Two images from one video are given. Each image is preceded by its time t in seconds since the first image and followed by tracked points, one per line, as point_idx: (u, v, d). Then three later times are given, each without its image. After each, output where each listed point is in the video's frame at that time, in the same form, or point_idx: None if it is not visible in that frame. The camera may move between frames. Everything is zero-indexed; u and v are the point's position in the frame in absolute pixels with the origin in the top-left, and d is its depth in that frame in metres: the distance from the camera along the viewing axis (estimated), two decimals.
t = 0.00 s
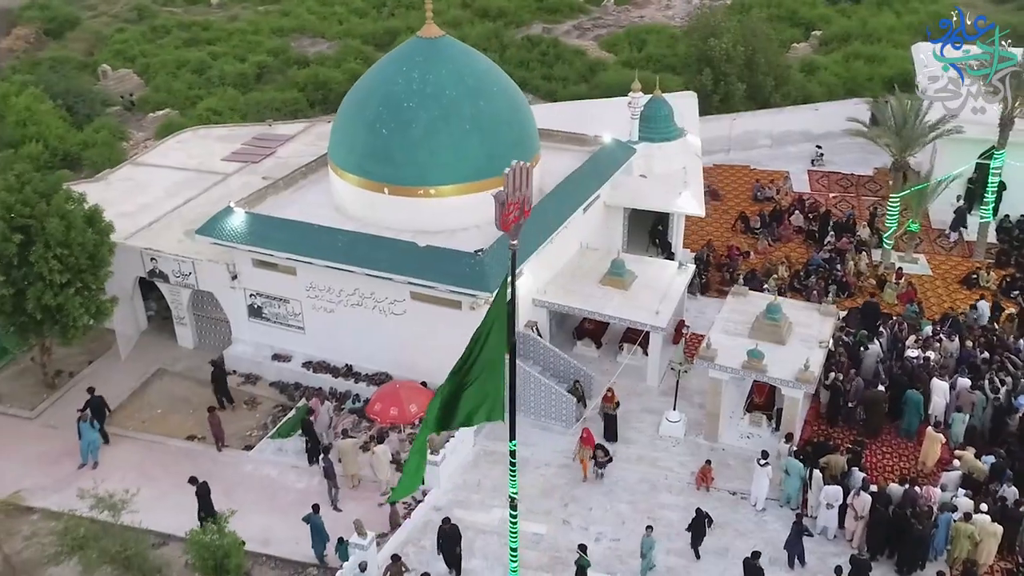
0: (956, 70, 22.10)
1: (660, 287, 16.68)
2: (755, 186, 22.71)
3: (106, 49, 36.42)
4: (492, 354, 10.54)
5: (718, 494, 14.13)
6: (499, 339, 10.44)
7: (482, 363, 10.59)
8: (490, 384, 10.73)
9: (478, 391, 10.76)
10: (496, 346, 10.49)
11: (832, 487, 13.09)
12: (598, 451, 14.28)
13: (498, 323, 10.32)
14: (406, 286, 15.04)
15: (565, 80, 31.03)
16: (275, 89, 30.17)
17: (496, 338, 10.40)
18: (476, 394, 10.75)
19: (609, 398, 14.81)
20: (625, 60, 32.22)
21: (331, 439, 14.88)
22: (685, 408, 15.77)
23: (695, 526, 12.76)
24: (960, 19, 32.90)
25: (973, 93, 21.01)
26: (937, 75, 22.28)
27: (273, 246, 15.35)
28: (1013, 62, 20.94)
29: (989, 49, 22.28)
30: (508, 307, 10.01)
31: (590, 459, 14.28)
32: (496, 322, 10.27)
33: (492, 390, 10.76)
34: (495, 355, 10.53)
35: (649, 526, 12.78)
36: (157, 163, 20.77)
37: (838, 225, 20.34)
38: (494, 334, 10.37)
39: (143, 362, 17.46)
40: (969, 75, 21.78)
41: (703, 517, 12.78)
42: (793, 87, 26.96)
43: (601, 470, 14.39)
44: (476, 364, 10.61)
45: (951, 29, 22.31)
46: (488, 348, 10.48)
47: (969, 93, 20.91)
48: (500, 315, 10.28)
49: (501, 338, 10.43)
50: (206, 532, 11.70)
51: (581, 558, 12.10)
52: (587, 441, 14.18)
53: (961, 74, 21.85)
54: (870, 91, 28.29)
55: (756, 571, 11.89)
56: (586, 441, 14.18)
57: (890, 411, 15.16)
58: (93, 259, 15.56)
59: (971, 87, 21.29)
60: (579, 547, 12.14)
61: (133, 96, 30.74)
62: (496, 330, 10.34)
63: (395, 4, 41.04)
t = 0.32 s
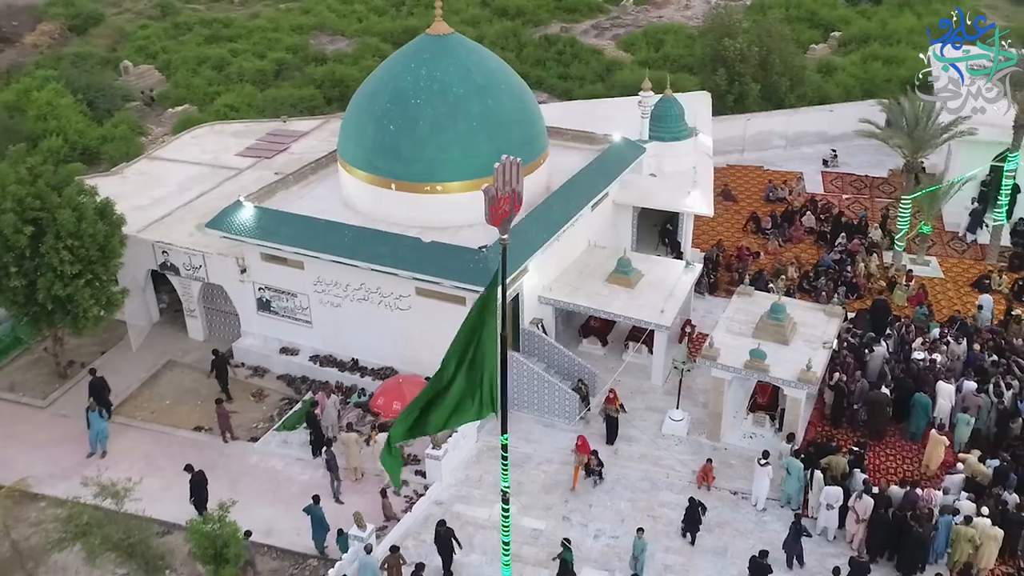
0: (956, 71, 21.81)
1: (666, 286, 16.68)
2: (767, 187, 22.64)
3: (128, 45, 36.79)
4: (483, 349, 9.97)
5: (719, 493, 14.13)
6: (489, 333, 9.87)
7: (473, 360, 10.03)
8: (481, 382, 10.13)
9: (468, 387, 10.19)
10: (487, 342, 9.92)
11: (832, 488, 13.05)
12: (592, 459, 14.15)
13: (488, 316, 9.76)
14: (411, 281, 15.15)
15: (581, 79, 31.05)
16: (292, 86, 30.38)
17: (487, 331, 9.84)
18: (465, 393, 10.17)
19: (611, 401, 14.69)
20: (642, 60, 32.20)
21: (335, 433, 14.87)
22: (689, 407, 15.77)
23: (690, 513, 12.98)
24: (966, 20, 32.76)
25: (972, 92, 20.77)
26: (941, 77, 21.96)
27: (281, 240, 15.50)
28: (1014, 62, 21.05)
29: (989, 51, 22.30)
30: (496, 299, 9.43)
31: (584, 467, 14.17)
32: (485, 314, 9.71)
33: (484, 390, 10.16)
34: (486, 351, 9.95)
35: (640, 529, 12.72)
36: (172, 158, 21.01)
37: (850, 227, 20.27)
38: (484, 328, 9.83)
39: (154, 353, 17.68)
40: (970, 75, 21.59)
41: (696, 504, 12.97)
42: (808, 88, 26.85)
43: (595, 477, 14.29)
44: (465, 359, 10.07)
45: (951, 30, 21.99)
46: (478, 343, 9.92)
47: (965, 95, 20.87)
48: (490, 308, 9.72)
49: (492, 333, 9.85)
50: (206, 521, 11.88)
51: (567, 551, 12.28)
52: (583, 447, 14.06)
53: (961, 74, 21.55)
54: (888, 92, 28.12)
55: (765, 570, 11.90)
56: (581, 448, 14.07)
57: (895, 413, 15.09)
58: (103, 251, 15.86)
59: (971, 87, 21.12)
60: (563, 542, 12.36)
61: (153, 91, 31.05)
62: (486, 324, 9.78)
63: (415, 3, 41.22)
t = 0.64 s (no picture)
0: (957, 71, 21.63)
1: (671, 285, 16.70)
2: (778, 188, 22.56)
3: (148, 42, 37.10)
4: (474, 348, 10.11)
5: (719, 492, 14.13)
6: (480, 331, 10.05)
7: (464, 358, 10.14)
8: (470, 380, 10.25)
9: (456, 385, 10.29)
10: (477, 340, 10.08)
11: (831, 489, 13.02)
12: (586, 467, 13.97)
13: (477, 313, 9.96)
14: (415, 277, 15.26)
15: (595, 79, 31.06)
16: (308, 83, 30.58)
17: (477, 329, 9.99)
18: (455, 393, 10.25)
19: (611, 402, 14.72)
20: (658, 59, 32.16)
21: (338, 427, 15.09)
22: (691, 406, 15.77)
23: (681, 503, 13.17)
24: (959, 19, 32.81)
25: (972, 92, 20.66)
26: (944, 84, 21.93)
27: (287, 234, 15.65)
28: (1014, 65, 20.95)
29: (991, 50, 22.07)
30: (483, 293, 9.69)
31: (578, 475, 13.98)
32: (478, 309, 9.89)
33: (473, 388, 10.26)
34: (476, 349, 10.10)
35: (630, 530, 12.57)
36: (185, 153, 21.24)
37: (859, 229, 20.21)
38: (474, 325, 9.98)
39: (163, 346, 17.89)
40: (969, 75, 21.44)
41: (689, 494, 13.18)
42: (822, 89, 26.73)
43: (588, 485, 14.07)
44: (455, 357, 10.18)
45: (950, 30, 21.55)
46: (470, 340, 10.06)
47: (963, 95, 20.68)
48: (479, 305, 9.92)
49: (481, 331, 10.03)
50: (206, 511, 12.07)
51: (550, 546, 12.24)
52: (576, 456, 13.87)
53: (960, 74, 21.38)
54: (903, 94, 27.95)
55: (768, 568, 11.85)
56: (574, 456, 13.86)
57: (899, 414, 15.04)
58: (113, 244, 16.11)
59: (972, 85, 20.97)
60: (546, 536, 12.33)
61: (172, 88, 31.34)
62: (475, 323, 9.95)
63: (433, 3, 41.37)
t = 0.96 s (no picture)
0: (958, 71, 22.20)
1: (675, 283, 16.71)
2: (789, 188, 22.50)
3: (168, 37, 37.38)
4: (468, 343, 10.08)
5: (717, 490, 14.14)
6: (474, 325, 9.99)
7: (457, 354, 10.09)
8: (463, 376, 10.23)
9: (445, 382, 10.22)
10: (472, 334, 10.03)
11: (829, 488, 12.98)
12: (577, 473, 13.84)
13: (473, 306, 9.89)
14: (419, 272, 15.37)
15: (609, 78, 31.09)
16: (323, 80, 30.77)
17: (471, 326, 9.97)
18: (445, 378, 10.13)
19: (609, 401, 14.73)
20: (673, 59, 32.14)
21: (340, 419, 15.30)
22: (693, 404, 15.78)
23: (674, 492, 13.26)
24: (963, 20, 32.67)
25: (972, 93, 21.02)
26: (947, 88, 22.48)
27: (293, 228, 15.81)
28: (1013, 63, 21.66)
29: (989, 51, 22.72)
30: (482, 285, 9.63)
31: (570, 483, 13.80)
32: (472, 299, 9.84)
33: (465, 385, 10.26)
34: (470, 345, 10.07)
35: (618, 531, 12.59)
36: (199, 148, 21.47)
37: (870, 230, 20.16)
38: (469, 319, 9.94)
39: (172, 337, 18.11)
40: (970, 76, 22.02)
41: (683, 484, 13.27)
42: (835, 90, 26.64)
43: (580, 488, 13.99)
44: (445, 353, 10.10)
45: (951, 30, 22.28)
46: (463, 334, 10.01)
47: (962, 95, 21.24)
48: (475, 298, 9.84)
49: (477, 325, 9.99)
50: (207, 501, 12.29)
51: (532, 535, 12.42)
52: (568, 464, 13.69)
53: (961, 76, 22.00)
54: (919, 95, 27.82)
55: (769, 564, 11.92)
56: (566, 465, 13.68)
57: (901, 415, 14.95)
58: (123, 236, 16.33)
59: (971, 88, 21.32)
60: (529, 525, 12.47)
61: (190, 83, 31.60)
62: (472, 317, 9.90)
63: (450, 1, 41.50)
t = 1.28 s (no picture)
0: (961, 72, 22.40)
1: (679, 281, 16.74)
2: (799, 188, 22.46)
3: (188, 33, 37.67)
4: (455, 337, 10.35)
5: (716, 487, 14.19)
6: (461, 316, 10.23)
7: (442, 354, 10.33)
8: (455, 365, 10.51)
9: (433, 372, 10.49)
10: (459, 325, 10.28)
11: (826, 486, 12.97)
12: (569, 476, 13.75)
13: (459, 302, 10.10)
14: (423, 266, 15.52)
15: (624, 77, 31.13)
16: (339, 77, 30.99)
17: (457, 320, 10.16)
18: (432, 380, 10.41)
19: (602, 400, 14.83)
20: (689, 58, 32.11)
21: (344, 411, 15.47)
22: (695, 402, 15.82)
23: (668, 479, 13.58)
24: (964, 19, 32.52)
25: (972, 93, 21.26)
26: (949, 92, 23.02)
27: (300, 222, 16.01)
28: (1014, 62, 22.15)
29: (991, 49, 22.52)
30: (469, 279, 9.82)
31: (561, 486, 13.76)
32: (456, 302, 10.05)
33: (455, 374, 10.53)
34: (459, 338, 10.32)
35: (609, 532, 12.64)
36: (212, 143, 21.72)
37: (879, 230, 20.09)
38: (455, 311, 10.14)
39: (182, 329, 18.37)
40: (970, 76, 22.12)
41: (676, 471, 13.59)
42: (849, 90, 26.55)
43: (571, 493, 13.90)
44: (428, 342, 10.35)
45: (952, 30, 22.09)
46: (451, 326, 10.16)
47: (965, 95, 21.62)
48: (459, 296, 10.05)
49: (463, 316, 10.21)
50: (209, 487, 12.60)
51: (518, 522, 12.67)
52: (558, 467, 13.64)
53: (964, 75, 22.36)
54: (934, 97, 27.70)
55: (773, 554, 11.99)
56: (556, 467, 13.65)
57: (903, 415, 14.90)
58: (135, 228, 16.55)
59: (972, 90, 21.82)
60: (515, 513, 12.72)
61: (208, 79, 31.88)
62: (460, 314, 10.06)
63: None
